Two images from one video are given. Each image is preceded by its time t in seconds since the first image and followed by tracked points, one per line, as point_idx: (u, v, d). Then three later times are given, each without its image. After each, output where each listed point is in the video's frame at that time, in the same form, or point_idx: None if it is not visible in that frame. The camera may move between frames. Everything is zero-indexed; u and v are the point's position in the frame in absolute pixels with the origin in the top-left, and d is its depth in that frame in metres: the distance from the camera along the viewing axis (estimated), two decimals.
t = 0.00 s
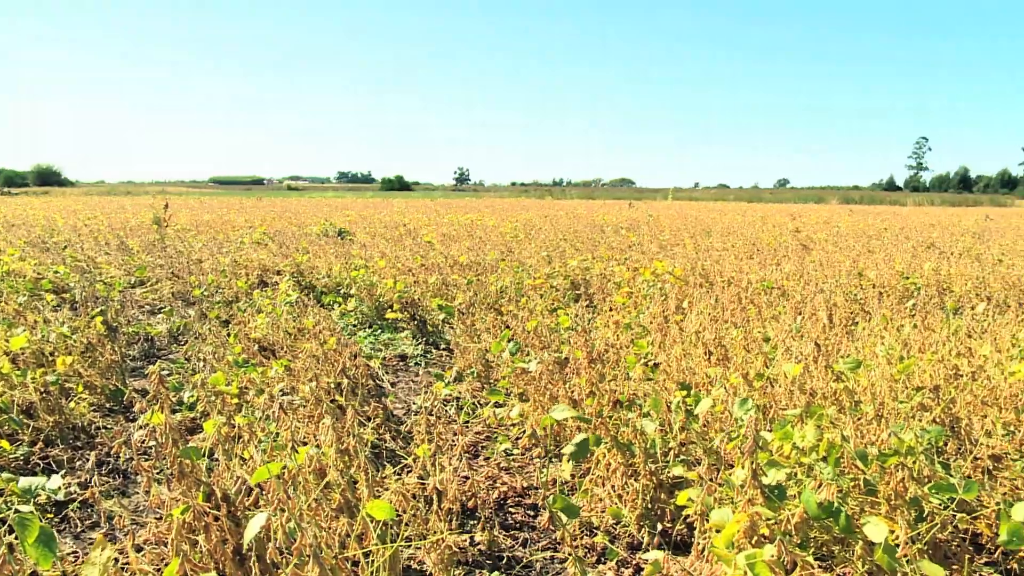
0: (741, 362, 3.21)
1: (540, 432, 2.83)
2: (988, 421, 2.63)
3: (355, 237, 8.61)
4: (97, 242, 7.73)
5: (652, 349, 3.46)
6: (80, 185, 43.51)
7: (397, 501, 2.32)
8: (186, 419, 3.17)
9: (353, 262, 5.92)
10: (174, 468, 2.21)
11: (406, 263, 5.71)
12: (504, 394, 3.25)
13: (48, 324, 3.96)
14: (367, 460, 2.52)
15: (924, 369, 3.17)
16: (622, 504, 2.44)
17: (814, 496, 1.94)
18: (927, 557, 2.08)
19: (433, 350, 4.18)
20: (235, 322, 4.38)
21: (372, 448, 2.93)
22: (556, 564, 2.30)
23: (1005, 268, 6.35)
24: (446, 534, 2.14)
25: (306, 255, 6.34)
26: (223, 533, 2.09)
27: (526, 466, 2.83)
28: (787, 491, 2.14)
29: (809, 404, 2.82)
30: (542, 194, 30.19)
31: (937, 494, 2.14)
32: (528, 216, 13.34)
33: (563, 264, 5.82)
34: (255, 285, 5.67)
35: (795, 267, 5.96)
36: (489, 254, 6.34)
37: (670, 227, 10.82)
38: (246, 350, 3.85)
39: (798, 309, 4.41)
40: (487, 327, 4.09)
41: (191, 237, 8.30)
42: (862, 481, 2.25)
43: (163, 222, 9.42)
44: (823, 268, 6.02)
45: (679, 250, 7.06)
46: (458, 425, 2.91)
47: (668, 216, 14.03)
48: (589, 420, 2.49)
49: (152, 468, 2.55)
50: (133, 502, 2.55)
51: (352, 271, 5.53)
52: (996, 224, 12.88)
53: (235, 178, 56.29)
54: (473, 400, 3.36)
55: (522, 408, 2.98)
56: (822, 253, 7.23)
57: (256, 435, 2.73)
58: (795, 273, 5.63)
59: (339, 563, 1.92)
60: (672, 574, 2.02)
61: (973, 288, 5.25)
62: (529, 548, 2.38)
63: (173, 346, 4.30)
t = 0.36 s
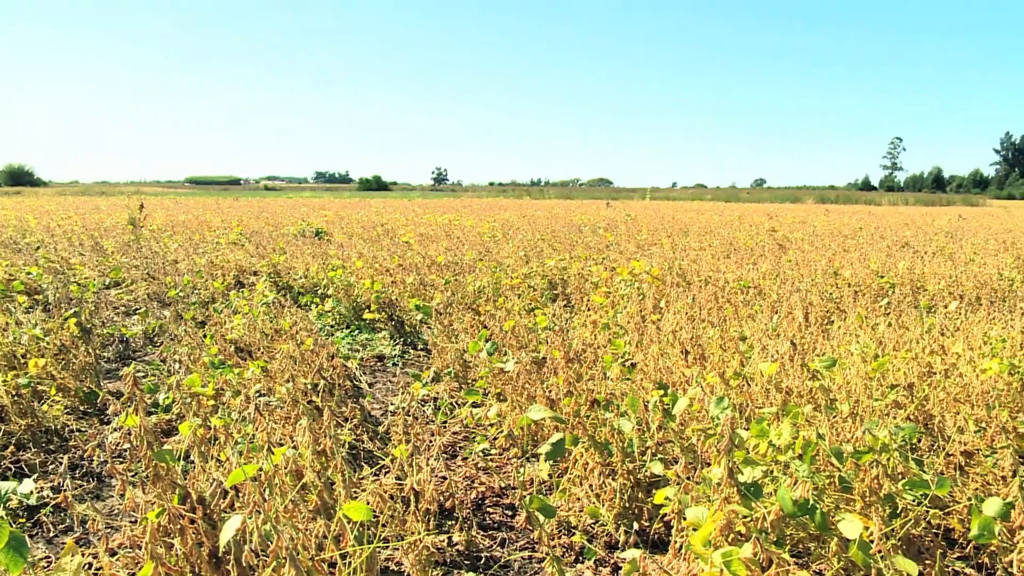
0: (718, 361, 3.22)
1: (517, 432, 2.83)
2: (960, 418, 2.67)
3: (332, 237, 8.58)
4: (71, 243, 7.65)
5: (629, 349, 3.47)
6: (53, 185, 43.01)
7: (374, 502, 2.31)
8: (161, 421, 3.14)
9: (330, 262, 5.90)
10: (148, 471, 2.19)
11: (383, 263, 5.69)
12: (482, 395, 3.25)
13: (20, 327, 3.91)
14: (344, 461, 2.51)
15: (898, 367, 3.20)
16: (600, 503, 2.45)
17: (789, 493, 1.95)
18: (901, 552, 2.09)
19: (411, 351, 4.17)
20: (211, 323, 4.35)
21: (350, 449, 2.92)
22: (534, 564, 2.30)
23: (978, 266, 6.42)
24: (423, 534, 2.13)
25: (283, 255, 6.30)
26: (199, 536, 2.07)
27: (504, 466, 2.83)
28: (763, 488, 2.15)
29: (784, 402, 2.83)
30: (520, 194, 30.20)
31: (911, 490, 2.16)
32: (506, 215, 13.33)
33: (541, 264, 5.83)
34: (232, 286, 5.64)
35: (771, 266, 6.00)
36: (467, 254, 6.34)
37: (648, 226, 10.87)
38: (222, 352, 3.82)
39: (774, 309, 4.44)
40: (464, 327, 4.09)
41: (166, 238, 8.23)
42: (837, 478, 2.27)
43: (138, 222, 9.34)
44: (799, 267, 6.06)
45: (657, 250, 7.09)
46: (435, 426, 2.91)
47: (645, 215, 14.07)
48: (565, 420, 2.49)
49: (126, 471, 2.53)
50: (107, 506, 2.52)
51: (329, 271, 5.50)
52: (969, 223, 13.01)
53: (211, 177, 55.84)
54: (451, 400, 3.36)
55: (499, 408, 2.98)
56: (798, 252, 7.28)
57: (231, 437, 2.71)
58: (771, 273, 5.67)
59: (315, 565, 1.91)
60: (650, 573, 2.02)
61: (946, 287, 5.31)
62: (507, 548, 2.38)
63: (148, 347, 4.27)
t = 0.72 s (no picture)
0: (695, 360, 3.23)
1: (495, 432, 2.83)
2: (933, 416, 2.69)
3: (310, 237, 8.54)
4: (43, 244, 7.56)
5: (606, 348, 3.48)
6: (27, 185, 42.53)
7: (351, 503, 2.30)
8: (136, 424, 3.11)
9: (307, 263, 5.87)
10: (123, 475, 2.17)
11: (360, 263, 5.68)
12: (459, 394, 3.24)
13: None
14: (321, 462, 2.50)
15: (872, 365, 3.23)
16: (578, 503, 2.45)
17: (765, 491, 1.97)
18: (875, 549, 2.12)
19: (388, 351, 4.16)
20: (187, 324, 4.31)
21: (326, 450, 2.92)
22: (511, 563, 2.30)
23: (950, 265, 6.49)
24: (401, 535, 2.13)
25: (260, 256, 6.27)
26: (174, 539, 2.06)
27: (481, 466, 2.83)
28: (739, 486, 2.16)
29: (760, 401, 2.85)
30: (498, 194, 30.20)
31: (885, 487, 2.18)
32: (484, 215, 13.32)
33: (519, 263, 5.83)
34: (208, 286, 5.60)
35: (747, 265, 6.03)
36: (444, 254, 6.33)
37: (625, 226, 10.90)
38: (198, 353, 3.79)
39: (750, 308, 4.46)
40: (442, 327, 4.08)
41: (141, 238, 8.16)
42: (812, 476, 2.28)
43: (112, 222, 9.25)
44: (775, 267, 6.10)
45: (634, 249, 7.11)
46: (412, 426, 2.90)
47: (623, 214, 14.11)
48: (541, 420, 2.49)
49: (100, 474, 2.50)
50: (80, 510, 2.50)
51: (306, 271, 5.48)
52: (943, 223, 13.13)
53: (187, 177, 55.47)
54: (428, 400, 3.36)
55: (476, 408, 2.97)
56: (775, 252, 7.33)
57: (207, 439, 2.69)
58: (747, 272, 5.70)
59: (291, 567, 1.90)
60: (627, 572, 2.03)
61: (919, 285, 5.36)
62: (485, 548, 2.38)
63: (122, 349, 4.23)
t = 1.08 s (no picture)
0: (671, 359, 3.25)
1: (470, 433, 2.84)
2: (905, 413, 2.72)
3: (285, 237, 8.48)
4: (13, 245, 7.46)
5: (582, 348, 3.48)
6: None
7: (326, 505, 2.29)
8: (108, 426, 3.08)
9: (282, 263, 5.83)
10: (94, 478, 2.15)
11: (336, 264, 5.65)
12: (435, 395, 3.24)
13: None
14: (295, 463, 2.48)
15: (845, 363, 3.26)
16: (554, 502, 2.45)
17: (739, 489, 1.98)
18: (848, 545, 2.14)
19: (363, 352, 4.15)
20: (160, 326, 4.27)
21: (301, 452, 2.91)
22: (488, 563, 2.30)
23: (921, 264, 6.56)
24: (377, 537, 2.12)
25: (233, 256, 6.23)
26: (147, 543, 2.04)
27: (457, 466, 2.83)
28: (714, 484, 2.17)
29: (734, 399, 2.87)
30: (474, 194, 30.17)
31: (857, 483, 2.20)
32: (460, 215, 13.30)
33: (495, 263, 5.83)
34: (181, 287, 5.55)
35: (722, 264, 6.06)
36: (420, 254, 6.31)
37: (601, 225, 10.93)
38: (171, 354, 3.76)
39: (725, 306, 4.49)
40: (417, 327, 4.08)
41: (114, 239, 8.08)
42: (786, 473, 2.30)
43: (83, 223, 9.15)
44: (750, 266, 6.14)
45: (610, 249, 7.13)
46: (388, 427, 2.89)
47: (598, 214, 14.14)
48: (515, 420, 2.49)
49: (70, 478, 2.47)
50: (51, 514, 2.47)
51: (281, 272, 5.44)
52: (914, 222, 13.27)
53: (160, 177, 54.93)
54: (404, 401, 3.35)
55: (452, 409, 2.97)
56: (750, 251, 7.37)
57: (180, 441, 2.67)
58: (722, 271, 5.73)
59: (266, 570, 1.89)
60: (603, 571, 2.04)
61: (891, 284, 5.42)
62: (461, 548, 2.38)
63: (94, 351, 4.18)
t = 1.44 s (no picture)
0: (648, 358, 3.26)
1: (448, 433, 2.83)
2: (879, 410, 2.75)
3: (261, 238, 8.42)
4: None
5: (559, 347, 3.49)
6: None
7: (302, 507, 2.27)
8: (82, 429, 3.05)
9: (258, 264, 5.80)
10: (66, 482, 2.12)
11: (312, 264, 5.62)
12: (412, 395, 3.23)
13: None
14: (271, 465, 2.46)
15: (820, 361, 3.28)
16: (531, 501, 2.45)
17: (715, 487, 1.98)
18: (823, 541, 2.15)
19: (340, 353, 4.14)
20: (134, 327, 4.23)
21: (278, 453, 2.90)
22: (466, 563, 2.30)
23: (896, 263, 6.62)
24: (353, 538, 2.11)
25: (209, 257, 6.18)
26: (120, 547, 2.02)
27: (434, 467, 2.83)
28: (690, 483, 2.18)
29: (711, 398, 2.88)
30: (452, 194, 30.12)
31: (832, 480, 2.22)
32: (438, 215, 13.27)
33: (472, 263, 5.82)
34: (156, 288, 5.50)
35: (699, 263, 6.09)
36: (397, 254, 6.29)
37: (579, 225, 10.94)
38: (146, 356, 3.73)
39: (701, 305, 4.51)
40: (394, 327, 4.06)
41: (87, 240, 7.99)
42: (762, 471, 2.31)
43: (56, 224, 9.04)
44: (726, 265, 6.17)
45: (588, 248, 7.13)
46: (365, 428, 2.88)
47: (576, 214, 14.15)
48: (492, 420, 2.48)
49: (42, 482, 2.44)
50: (23, 519, 2.44)
51: (257, 273, 5.41)
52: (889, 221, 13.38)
53: (135, 176, 54.46)
54: (381, 402, 3.34)
55: (429, 409, 2.97)
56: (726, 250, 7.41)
57: (154, 444, 2.65)
58: (699, 270, 5.76)
59: (241, 572, 1.87)
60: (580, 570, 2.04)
61: (866, 283, 5.46)
62: (439, 548, 2.37)
63: (67, 353, 4.14)
